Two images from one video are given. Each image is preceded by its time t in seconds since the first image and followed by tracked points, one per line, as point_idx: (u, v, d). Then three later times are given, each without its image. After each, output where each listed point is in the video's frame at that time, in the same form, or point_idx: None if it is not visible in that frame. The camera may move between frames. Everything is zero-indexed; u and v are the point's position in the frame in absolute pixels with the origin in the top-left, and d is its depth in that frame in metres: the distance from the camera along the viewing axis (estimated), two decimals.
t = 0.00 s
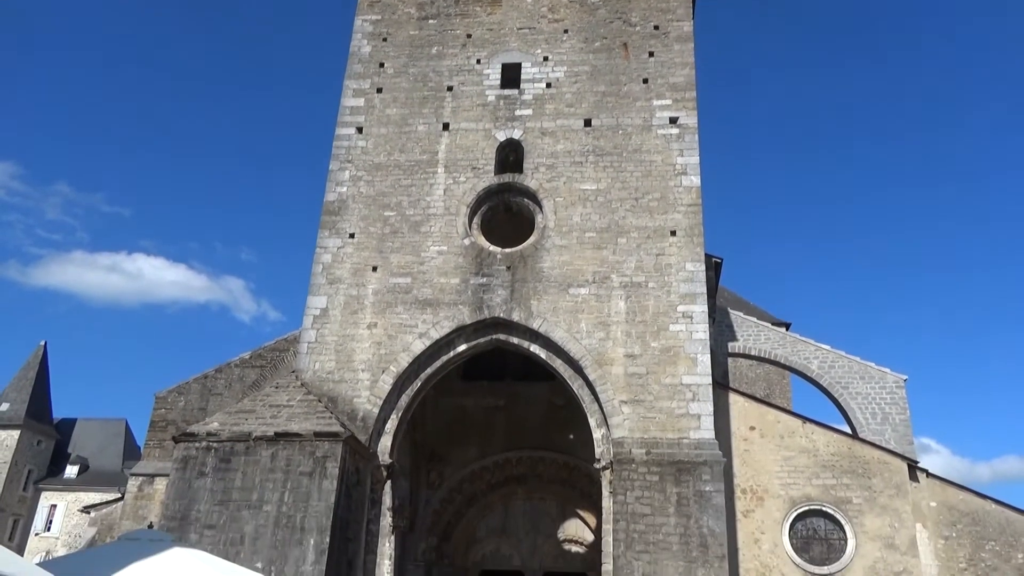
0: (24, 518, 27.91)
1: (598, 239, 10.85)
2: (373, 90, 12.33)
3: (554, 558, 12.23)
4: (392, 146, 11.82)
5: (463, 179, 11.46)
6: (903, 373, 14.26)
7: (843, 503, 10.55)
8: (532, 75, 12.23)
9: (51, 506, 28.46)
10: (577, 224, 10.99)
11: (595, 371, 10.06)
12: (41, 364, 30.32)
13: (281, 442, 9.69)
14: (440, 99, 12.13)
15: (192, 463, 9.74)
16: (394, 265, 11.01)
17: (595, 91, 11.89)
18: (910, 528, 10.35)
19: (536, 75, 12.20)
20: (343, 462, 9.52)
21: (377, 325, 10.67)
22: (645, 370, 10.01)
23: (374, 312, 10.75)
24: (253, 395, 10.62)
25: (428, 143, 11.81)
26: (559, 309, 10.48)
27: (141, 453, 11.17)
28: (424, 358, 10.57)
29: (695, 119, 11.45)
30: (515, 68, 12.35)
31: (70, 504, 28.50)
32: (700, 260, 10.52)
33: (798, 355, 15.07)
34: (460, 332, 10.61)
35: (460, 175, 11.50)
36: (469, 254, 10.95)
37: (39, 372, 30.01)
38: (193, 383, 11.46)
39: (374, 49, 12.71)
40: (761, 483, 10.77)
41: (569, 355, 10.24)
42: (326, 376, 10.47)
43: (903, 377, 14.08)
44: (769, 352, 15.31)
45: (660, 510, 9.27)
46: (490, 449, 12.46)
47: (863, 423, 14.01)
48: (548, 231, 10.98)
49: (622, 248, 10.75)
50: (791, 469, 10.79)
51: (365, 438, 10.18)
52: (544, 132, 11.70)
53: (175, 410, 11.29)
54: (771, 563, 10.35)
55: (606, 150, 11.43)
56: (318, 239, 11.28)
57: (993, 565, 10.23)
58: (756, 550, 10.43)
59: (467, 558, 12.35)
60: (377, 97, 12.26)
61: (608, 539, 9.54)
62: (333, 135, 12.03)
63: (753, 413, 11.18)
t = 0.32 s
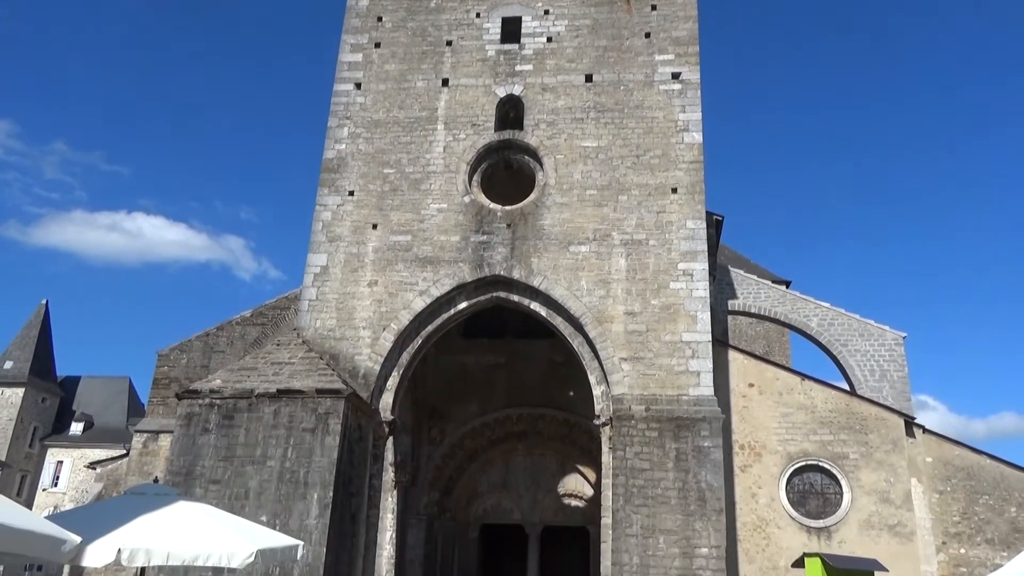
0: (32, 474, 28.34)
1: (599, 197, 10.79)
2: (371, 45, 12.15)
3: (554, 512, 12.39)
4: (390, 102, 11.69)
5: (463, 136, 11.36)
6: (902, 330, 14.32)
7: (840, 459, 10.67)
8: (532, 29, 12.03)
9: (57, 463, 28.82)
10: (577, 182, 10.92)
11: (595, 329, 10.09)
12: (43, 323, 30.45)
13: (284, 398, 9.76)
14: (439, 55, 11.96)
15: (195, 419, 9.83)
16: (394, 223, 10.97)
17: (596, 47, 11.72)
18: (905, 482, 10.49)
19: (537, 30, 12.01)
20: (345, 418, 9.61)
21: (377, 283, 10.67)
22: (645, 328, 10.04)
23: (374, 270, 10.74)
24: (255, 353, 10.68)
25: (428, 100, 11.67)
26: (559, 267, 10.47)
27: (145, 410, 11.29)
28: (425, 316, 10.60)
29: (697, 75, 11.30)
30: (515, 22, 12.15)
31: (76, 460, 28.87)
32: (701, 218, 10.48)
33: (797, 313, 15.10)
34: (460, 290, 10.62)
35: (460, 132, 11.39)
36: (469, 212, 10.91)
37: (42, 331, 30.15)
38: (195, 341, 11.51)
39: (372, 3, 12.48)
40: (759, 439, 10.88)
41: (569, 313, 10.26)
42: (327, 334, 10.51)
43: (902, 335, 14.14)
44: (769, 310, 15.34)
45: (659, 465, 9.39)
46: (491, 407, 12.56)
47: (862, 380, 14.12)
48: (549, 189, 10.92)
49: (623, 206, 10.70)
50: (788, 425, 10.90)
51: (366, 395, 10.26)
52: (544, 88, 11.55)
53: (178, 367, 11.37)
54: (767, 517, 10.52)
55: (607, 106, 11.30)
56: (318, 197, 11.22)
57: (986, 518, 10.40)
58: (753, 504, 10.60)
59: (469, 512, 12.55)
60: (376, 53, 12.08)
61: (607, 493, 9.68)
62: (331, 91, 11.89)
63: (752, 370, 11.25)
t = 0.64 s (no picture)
0: (38, 429, 28.65)
1: (600, 152, 10.71)
2: None
3: (554, 466, 12.54)
4: (389, 55, 11.52)
5: (463, 90, 11.22)
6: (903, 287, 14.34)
7: (838, 413, 10.77)
8: None
9: (63, 418, 29.08)
10: (579, 136, 10.82)
11: (596, 285, 10.10)
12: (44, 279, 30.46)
13: (286, 354, 9.82)
14: (439, 7, 11.74)
15: (198, 374, 9.90)
16: (394, 178, 10.91)
17: None
18: (901, 437, 10.61)
19: None
20: (347, 373, 9.68)
21: (378, 239, 10.65)
22: (646, 284, 10.05)
23: (375, 226, 10.71)
24: (257, 309, 10.70)
25: (427, 53, 11.50)
26: (560, 223, 10.43)
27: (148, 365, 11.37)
28: (426, 271, 10.61)
29: (701, 27, 11.11)
30: None
31: (81, 414, 29.14)
32: (703, 173, 10.40)
33: (798, 269, 15.09)
34: (461, 246, 10.61)
35: (460, 86, 11.25)
36: (470, 167, 10.83)
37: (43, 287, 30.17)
38: (197, 297, 11.54)
39: None
40: (758, 394, 10.97)
41: (570, 269, 10.26)
42: (328, 290, 10.52)
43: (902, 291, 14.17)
44: (770, 267, 15.32)
45: (658, 419, 9.48)
46: (492, 362, 12.65)
47: (861, 336, 14.19)
48: (550, 143, 10.83)
49: (625, 160, 10.62)
50: (787, 380, 10.97)
51: (368, 350, 10.32)
52: (545, 41, 11.37)
53: (180, 323, 11.41)
54: (765, 471, 10.67)
55: (610, 59, 11.14)
56: (317, 152, 11.14)
57: (980, 472, 10.55)
58: (750, 458, 10.74)
59: (470, 466, 12.71)
60: (374, 4, 11.86)
61: (607, 447, 9.80)
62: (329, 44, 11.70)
63: (752, 325, 11.28)
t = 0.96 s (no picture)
0: (43, 384, 28.95)
1: (601, 105, 10.58)
2: None
3: (554, 420, 12.68)
4: (387, 7, 11.32)
5: (462, 43, 11.04)
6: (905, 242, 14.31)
7: (836, 368, 10.83)
8: None
9: (67, 373, 29.36)
10: (580, 89, 10.68)
11: (597, 240, 10.07)
12: (44, 236, 30.41)
13: (287, 309, 9.85)
14: None
15: (200, 330, 9.95)
16: (393, 132, 10.80)
17: None
18: (899, 390, 10.69)
19: None
20: (348, 328, 9.71)
21: (378, 194, 10.59)
22: (647, 239, 10.02)
23: (374, 181, 10.65)
24: (257, 264, 10.69)
25: (426, 4, 11.29)
26: (561, 178, 10.36)
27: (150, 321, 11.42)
28: (426, 226, 10.57)
29: None
30: None
31: (85, 370, 29.41)
32: (706, 127, 10.29)
33: (799, 224, 15.03)
34: (461, 201, 10.56)
35: (459, 38, 11.07)
36: (470, 122, 10.72)
37: (42, 244, 30.14)
38: (197, 254, 11.53)
39: None
40: (758, 348, 11.03)
41: (571, 224, 10.23)
42: (328, 246, 10.50)
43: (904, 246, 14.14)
44: (772, 222, 15.24)
45: (658, 373, 9.54)
46: (493, 317, 12.69)
47: (862, 291, 14.21)
48: (550, 97, 10.69)
49: (626, 114, 10.50)
50: (787, 335, 11.02)
51: (369, 306, 10.35)
52: None
53: (181, 280, 11.44)
54: (763, 424, 10.78)
55: (611, 10, 10.93)
56: (315, 106, 11.01)
57: (976, 425, 10.66)
58: (749, 411, 10.84)
59: (471, 420, 12.84)
60: None
61: (606, 401, 9.88)
62: None
63: (752, 280, 11.28)
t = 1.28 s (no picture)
0: (45, 342, 29.12)
1: (602, 61, 10.44)
2: None
3: (554, 377, 12.76)
4: None
5: None
6: (907, 199, 14.25)
7: (836, 325, 10.87)
8: None
9: (69, 332, 29.49)
10: (581, 44, 10.52)
11: (598, 197, 10.03)
12: (41, 195, 30.26)
13: (287, 267, 9.84)
14: None
15: (201, 288, 9.96)
16: (392, 88, 10.68)
17: None
18: (898, 347, 10.74)
19: None
20: (348, 286, 9.72)
21: (377, 151, 10.51)
22: (648, 197, 9.97)
23: (374, 138, 10.56)
24: (257, 222, 10.66)
25: None
26: (562, 134, 10.27)
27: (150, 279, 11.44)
28: (426, 183, 10.51)
29: None
30: None
31: (86, 328, 29.49)
32: (709, 83, 10.16)
33: (801, 182, 14.94)
34: (461, 158, 10.48)
35: None
36: (470, 77, 10.59)
37: (39, 202, 30.00)
38: (196, 212, 11.50)
39: None
40: (757, 306, 11.06)
41: (572, 181, 10.17)
42: (327, 204, 10.46)
43: (906, 204, 14.09)
44: (774, 179, 15.15)
45: (658, 331, 9.58)
46: (493, 275, 12.69)
47: (862, 249, 14.19)
48: (551, 52, 10.55)
49: (628, 69, 10.37)
50: (786, 293, 11.03)
51: (369, 264, 10.35)
52: None
53: (181, 238, 11.43)
54: (761, 381, 10.86)
55: None
56: (312, 61, 10.88)
57: (973, 381, 10.74)
58: (748, 368, 10.92)
59: (472, 378, 12.93)
60: None
61: (606, 358, 9.94)
62: None
63: (753, 238, 11.25)
